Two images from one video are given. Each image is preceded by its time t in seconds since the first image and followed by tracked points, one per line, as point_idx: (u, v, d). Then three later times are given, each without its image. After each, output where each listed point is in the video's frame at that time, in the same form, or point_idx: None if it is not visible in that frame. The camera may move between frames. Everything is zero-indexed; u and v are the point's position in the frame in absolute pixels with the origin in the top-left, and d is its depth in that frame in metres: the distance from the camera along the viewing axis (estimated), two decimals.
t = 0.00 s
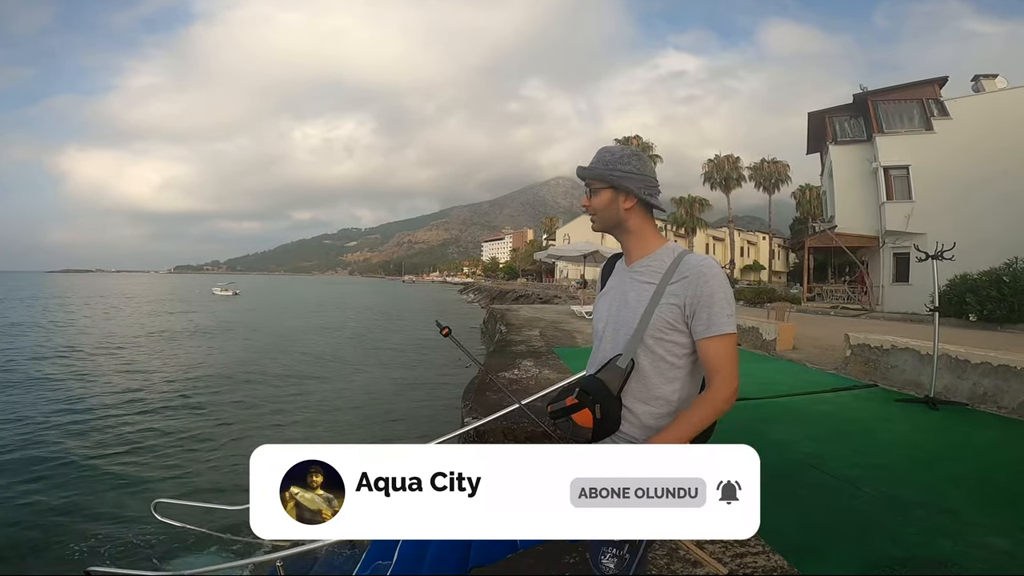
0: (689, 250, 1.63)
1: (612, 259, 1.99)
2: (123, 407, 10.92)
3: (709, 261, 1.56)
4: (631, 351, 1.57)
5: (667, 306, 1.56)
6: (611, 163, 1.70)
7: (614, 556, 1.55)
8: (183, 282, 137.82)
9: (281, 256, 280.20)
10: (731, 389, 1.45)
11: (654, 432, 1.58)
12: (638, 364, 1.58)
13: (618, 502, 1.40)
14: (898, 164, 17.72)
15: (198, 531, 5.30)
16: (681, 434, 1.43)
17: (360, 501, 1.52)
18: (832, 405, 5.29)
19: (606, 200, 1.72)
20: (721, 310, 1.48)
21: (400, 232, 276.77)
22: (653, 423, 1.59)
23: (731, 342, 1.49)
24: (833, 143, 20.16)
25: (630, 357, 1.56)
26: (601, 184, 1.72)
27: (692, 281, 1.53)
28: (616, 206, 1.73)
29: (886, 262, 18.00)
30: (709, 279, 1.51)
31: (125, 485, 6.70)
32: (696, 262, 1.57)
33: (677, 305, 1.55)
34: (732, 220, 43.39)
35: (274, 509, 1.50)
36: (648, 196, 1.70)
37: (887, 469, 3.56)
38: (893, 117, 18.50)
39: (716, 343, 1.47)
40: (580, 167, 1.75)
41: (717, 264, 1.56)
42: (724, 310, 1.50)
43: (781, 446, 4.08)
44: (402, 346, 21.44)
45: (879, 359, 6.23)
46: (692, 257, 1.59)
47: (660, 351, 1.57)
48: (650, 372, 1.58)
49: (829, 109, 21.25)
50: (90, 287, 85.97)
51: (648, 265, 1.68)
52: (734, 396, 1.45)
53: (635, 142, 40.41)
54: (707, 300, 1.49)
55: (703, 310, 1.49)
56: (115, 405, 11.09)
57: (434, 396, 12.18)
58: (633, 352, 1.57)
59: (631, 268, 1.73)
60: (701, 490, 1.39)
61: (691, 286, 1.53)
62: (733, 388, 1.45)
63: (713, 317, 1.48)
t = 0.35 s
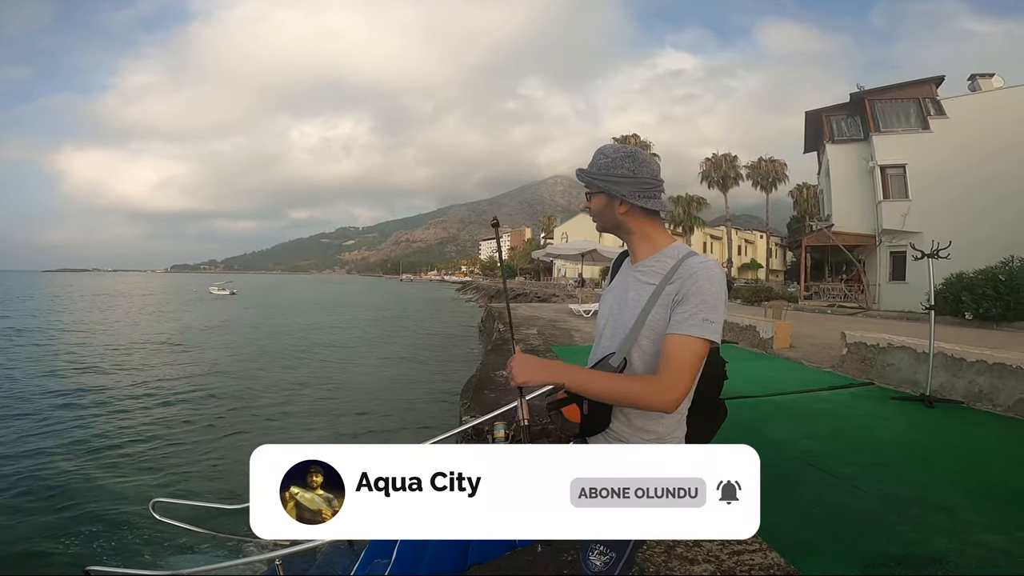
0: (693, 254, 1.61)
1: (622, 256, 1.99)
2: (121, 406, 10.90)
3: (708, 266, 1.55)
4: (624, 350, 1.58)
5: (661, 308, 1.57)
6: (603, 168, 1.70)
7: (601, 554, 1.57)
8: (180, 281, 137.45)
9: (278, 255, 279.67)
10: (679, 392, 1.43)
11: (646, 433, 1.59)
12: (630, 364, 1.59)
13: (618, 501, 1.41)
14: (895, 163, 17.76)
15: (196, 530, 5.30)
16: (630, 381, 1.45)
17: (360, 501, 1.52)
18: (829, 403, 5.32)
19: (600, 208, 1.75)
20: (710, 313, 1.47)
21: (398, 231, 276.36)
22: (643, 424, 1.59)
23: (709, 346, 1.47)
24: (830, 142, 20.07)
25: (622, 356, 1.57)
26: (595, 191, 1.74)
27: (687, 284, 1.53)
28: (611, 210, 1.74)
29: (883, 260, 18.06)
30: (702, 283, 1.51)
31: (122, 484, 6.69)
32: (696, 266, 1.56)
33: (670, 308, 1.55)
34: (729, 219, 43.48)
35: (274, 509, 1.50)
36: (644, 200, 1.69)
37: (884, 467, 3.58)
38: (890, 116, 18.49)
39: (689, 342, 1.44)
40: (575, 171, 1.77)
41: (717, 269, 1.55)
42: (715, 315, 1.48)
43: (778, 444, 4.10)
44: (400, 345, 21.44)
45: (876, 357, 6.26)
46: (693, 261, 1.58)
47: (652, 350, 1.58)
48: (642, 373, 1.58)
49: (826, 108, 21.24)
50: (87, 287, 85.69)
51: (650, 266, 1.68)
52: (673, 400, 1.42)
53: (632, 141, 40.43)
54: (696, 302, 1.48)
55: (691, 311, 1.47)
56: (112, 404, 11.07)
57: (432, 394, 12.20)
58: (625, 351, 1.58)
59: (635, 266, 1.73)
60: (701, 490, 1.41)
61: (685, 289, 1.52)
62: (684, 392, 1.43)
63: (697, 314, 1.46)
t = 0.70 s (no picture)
0: (698, 256, 1.62)
1: (625, 255, 2.00)
2: (120, 406, 10.87)
3: (714, 269, 1.55)
4: (627, 353, 1.58)
5: (665, 311, 1.57)
6: (617, 160, 1.71)
7: (603, 557, 1.64)
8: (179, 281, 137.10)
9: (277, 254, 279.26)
10: (672, 392, 1.42)
11: (647, 436, 1.60)
12: (633, 368, 1.59)
13: None
14: (894, 162, 17.73)
15: (197, 530, 5.31)
16: (619, 381, 1.44)
17: None
18: (829, 402, 5.32)
19: (609, 200, 1.76)
20: (714, 317, 1.47)
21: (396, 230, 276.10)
22: (645, 428, 1.61)
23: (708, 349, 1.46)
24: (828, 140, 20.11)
25: (624, 359, 1.57)
26: (606, 183, 1.75)
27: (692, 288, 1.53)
28: (620, 204, 1.74)
29: (881, 259, 18.11)
30: (708, 286, 1.51)
31: (123, 484, 6.68)
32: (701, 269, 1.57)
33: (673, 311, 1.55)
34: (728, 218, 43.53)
35: None
36: (655, 197, 1.69)
37: (883, 466, 3.59)
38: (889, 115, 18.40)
39: (686, 345, 1.43)
40: (590, 160, 1.78)
41: (722, 272, 1.55)
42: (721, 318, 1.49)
43: (777, 443, 4.11)
44: (400, 344, 21.45)
45: (874, 356, 6.27)
46: (700, 264, 1.58)
47: (654, 351, 1.58)
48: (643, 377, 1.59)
49: (825, 107, 21.22)
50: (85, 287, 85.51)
51: (656, 266, 1.68)
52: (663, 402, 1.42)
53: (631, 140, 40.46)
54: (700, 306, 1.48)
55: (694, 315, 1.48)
56: (111, 404, 11.04)
57: (432, 393, 12.22)
58: (628, 353, 1.58)
59: (640, 266, 1.73)
60: None
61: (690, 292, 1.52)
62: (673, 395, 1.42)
63: (698, 317, 1.46)
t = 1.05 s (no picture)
0: (700, 253, 1.62)
1: (615, 253, 2.00)
2: (121, 405, 10.89)
3: (719, 266, 1.57)
4: (637, 355, 1.57)
5: (674, 312, 1.57)
6: (610, 158, 1.71)
7: (613, 561, 1.66)
8: (180, 280, 137.23)
9: (278, 253, 279.39)
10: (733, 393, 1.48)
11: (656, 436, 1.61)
12: (643, 367, 1.59)
13: None
14: (896, 161, 17.65)
15: (199, 530, 5.32)
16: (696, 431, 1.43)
17: None
18: (829, 401, 5.33)
19: (602, 199, 1.76)
20: (727, 316, 1.49)
21: (397, 229, 276.32)
22: (652, 427, 1.62)
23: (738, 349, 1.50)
24: (829, 139, 20.06)
25: (636, 361, 1.56)
26: (598, 180, 1.76)
27: (703, 288, 1.54)
28: (613, 202, 1.75)
29: (882, 257, 18.10)
30: (721, 286, 1.53)
31: (124, 484, 6.69)
32: (706, 267, 1.58)
33: (683, 312, 1.56)
34: (729, 216, 43.48)
35: None
36: (648, 195, 1.69)
37: (882, 465, 3.60)
38: (890, 114, 18.35)
39: (720, 350, 1.48)
40: (582, 159, 1.78)
41: (728, 269, 1.58)
42: (734, 318, 1.51)
43: (777, 442, 4.11)
44: (401, 343, 21.47)
45: (876, 355, 6.27)
46: (702, 260, 1.60)
47: (664, 351, 1.58)
48: (653, 374, 1.60)
49: (827, 106, 21.18)
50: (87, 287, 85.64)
51: (655, 266, 1.67)
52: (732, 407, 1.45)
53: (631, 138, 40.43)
54: (716, 306, 1.50)
55: (712, 315, 1.50)
56: (113, 403, 11.07)
57: (433, 392, 12.23)
58: (638, 356, 1.57)
59: (637, 265, 1.72)
60: None
61: (703, 293, 1.53)
62: (735, 397, 1.45)
63: (724, 320, 1.49)
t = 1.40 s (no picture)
0: (695, 250, 1.63)
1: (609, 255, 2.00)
2: (123, 405, 10.90)
3: (716, 262, 1.58)
4: (636, 353, 1.58)
5: (672, 309, 1.57)
6: (609, 157, 1.71)
7: (615, 558, 1.64)
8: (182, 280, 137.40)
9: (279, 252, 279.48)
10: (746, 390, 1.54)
11: (657, 432, 1.62)
12: (643, 365, 1.60)
13: None
14: (898, 159, 17.58)
15: (201, 529, 5.34)
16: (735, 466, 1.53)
17: None
18: (832, 400, 5.33)
19: (601, 196, 1.74)
20: (725, 312, 1.51)
21: (399, 228, 276.48)
22: (654, 424, 1.62)
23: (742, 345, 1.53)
24: (831, 138, 20.02)
25: (635, 359, 1.57)
26: (596, 179, 1.74)
27: (700, 284, 1.55)
28: (613, 201, 1.73)
29: (885, 256, 18.06)
30: (720, 282, 1.54)
31: (127, 483, 6.71)
32: (702, 263, 1.58)
33: (680, 309, 1.57)
34: (731, 215, 43.41)
35: None
36: (647, 193, 1.70)
37: (883, 464, 3.60)
38: (892, 113, 18.29)
39: (724, 346, 1.51)
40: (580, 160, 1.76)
41: (724, 265, 1.58)
42: (731, 313, 1.52)
43: (778, 441, 4.11)
44: (403, 342, 21.48)
45: (879, 354, 6.26)
46: (697, 256, 1.60)
47: (664, 349, 1.58)
48: (653, 372, 1.60)
49: (829, 104, 21.12)
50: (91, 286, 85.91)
51: (650, 264, 1.67)
52: (746, 402, 1.50)
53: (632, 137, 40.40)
54: (716, 302, 1.52)
55: (713, 311, 1.52)
56: (115, 403, 11.08)
57: (435, 391, 12.24)
58: (637, 354, 1.58)
59: (632, 264, 1.72)
60: None
61: (701, 289, 1.54)
62: (743, 391, 1.49)
63: (725, 316, 1.51)
